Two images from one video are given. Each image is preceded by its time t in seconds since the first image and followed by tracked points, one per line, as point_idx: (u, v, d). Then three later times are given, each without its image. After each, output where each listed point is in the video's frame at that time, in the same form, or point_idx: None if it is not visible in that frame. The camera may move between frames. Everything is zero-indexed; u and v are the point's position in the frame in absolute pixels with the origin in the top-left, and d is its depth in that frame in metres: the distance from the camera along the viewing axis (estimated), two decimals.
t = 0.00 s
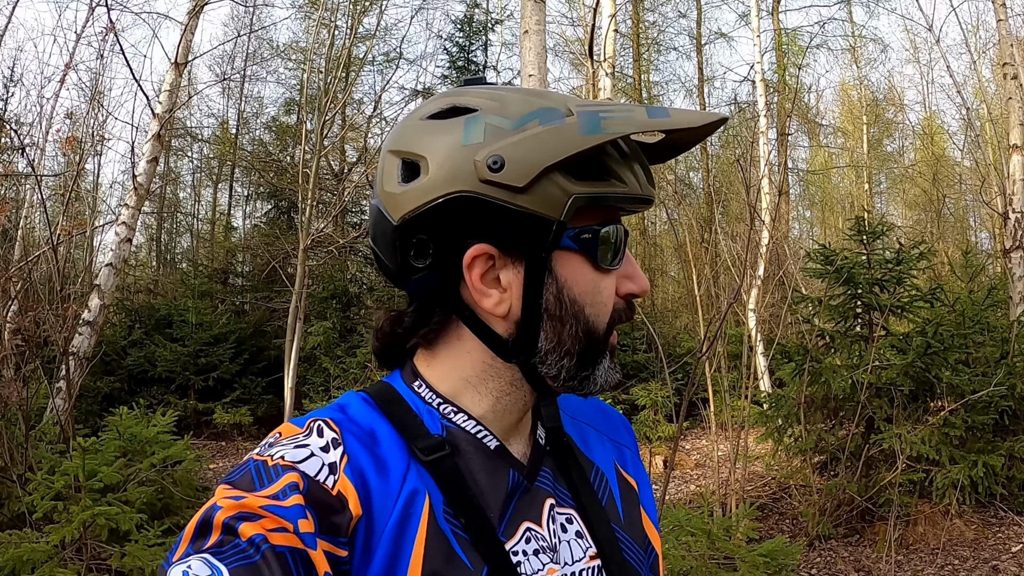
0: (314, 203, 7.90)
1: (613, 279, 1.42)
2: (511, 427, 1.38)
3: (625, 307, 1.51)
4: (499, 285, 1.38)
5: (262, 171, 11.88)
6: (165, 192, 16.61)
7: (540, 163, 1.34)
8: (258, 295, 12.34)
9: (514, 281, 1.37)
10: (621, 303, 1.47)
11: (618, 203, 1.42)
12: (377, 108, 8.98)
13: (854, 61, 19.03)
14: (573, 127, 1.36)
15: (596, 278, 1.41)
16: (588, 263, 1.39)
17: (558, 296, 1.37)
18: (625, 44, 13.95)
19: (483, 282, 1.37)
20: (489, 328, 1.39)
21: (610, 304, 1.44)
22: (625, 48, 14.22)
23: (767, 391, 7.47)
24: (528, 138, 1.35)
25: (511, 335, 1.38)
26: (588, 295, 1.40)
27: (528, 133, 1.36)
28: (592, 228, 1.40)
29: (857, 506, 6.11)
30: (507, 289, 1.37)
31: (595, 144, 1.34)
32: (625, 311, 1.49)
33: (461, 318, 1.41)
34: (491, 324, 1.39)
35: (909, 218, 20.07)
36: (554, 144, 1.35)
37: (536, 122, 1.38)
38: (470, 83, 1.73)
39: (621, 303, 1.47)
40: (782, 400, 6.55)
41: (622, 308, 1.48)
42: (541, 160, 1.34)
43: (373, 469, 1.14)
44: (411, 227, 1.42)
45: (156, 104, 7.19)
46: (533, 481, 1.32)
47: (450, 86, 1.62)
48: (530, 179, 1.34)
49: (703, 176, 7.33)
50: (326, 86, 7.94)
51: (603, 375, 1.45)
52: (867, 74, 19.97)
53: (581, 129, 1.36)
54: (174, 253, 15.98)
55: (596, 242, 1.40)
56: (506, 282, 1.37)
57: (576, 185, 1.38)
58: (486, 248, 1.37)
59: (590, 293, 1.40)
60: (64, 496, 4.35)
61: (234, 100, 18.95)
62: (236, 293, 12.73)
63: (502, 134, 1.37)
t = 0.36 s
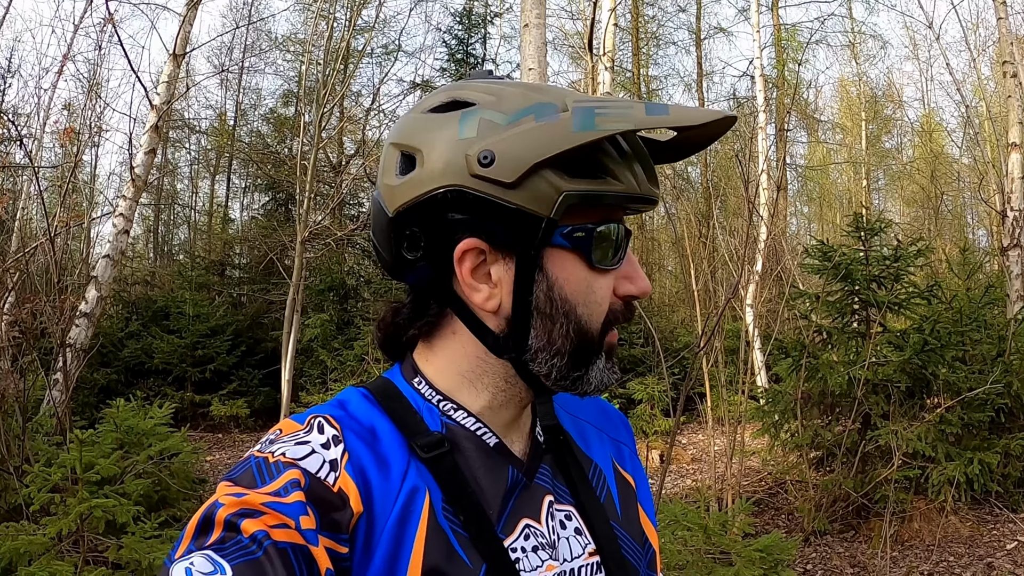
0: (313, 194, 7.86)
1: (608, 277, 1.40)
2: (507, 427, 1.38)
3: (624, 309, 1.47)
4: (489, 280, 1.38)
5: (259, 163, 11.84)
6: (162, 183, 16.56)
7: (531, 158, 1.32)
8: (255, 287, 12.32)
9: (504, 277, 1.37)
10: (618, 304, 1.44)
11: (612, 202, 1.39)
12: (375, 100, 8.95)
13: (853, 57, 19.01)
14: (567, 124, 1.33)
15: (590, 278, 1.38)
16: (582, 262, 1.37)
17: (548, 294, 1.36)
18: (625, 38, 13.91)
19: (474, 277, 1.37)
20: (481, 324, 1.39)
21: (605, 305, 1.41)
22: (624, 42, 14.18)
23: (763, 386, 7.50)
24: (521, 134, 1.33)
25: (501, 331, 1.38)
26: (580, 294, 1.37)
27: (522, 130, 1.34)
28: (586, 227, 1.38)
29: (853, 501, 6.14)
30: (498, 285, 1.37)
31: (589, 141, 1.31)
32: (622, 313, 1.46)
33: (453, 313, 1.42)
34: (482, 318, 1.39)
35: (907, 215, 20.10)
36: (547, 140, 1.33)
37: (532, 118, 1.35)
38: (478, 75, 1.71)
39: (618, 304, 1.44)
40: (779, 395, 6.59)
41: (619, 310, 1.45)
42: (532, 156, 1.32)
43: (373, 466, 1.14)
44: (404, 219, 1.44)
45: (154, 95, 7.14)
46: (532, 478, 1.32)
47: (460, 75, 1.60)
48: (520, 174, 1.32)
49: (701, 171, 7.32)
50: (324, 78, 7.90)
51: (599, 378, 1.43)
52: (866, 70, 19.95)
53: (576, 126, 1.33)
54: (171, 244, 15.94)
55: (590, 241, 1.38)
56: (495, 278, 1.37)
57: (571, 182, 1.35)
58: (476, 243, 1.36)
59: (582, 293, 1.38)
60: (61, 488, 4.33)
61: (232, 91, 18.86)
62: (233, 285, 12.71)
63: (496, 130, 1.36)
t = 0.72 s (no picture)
0: (307, 190, 7.83)
1: (586, 258, 1.34)
2: (490, 412, 1.35)
3: (614, 292, 1.38)
4: (463, 259, 1.40)
5: (253, 159, 11.79)
6: (156, 180, 16.48)
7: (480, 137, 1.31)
8: (250, 284, 12.29)
9: (475, 256, 1.39)
10: (604, 287, 1.36)
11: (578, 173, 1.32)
12: (369, 95, 8.91)
13: (847, 50, 19.01)
14: (520, 99, 1.30)
15: (561, 257, 1.33)
16: (552, 241, 1.33)
17: (516, 272, 1.34)
18: (619, 31, 13.89)
19: (448, 256, 1.41)
20: (459, 305, 1.40)
21: (582, 287, 1.34)
22: (618, 35, 14.16)
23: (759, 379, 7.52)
24: (482, 115, 1.33)
25: (478, 311, 1.39)
26: (550, 272, 1.33)
27: (481, 111, 1.34)
28: (552, 204, 1.33)
29: (849, 492, 6.17)
30: (470, 265, 1.40)
31: (537, 114, 1.27)
32: (607, 297, 1.36)
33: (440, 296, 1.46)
34: (459, 298, 1.41)
35: (902, 207, 20.16)
36: (500, 117, 1.31)
37: (494, 99, 1.35)
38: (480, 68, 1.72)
39: (604, 288, 1.36)
40: (774, 388, 6.62)
41: (604, 293, 1.36)
42: (484, 133, 1.31)
43: (375, 457, 1.13)
44: (389, 204, 1.53)
45: (147, 92, 7.10)
46: (533, 471, 1.32)
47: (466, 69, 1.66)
48: (476, 152, 1.33)
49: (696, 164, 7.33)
50: (317, 74, 7.87)
51: (579, 363, 1.35)
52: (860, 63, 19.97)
53: (528, 100, 1.29)
54: (166, 241, 15.89)
55: (557, 219, 1.33)
56: (468, 257, 1.40)
57: (527, 156, 1.31)
58: (448, 222, 1.40)
59: (553, 272, 1.33)
60: (58, 487, 4.32)
61: (225, 87, 18.77)
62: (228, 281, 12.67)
63: (462, 113, 1.38)
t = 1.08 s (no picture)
0: (302, 190, 7.81)
1: (580, 258, 1.34)
2: (487, 409, 1.36)
3: (610, 294, 1.38)
4: (457, 258, 1.41)
5: (248, 160, 11.77)
6: (151, 181, 16.43)
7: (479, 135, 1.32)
8: (246, 284, 12.26)
9: (471, 256, 1.39)
10: (599, 288, 1.36)
11: (574, 175, 1.33)
12: (364, 96, 8.91)
13: (842, 50, 19.07)
14: (520, 100, 1.30)
15: (558, 258, 1.33)
16: (547, 241, 1.33)
17: (511, 273, 1.34)
18: (614, 32, 13.91)
19: (444, 256, 1.41)
20: (454, 304, 1.40)
21: (578, 288, 1.34)
22: (613, 36, 14.18)
23: (755, 378, 7.55)
24: (480, 115, 1.34)
25: (473, 310, 1.39)
26: (545, 273, 1.33)
27: (481, 111, 1.35)
28: (548, 205, 1.33)
29: (845, 491, 6.19)
30: (465, 264, 1.40)
31: (536, 116, 1.27)
32: (603, 299, 1.36)
33: (436, 295, 1.46)
34: (454, 297, 1.41)
35: (897, 207, 20.23)
36: (500, 117, 1.31)
37: (493, 98, 1.35)
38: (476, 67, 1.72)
39: (599, 289, 1.36)
40: (770, 387, 6.64)
41: (600, 294, 1.36)
42: (483, 133, 1.32)
43: (370, 452, 1.14)
44: (385, 202, 1.53)
45: (142, 93, 7.08)
46: (529, 466, 1.32)
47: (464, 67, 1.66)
48: (474, 152, 1.33)
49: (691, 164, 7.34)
50: (313, 74, 7.86)
51: (575, 364, 1.35)
52: (855, 63, 20.04)
53: (528, 101, 1.29)
54: (161, 242, 15.84)
55: (554, 219, 1.33)
56: (463, 256, 1.40)
57: (525, 157, 1.32)
58: (444, 221, 1.40)
59: (548, 273, 1.33)
60: (53, 489, 4.30)
61: (220, 88, 18.73)
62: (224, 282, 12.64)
63: (461, 112, 1.38)
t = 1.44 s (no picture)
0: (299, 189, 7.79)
1: (585, 261, 1.34)
2: (490, 411, 1.36)
3: (614, 295, 1.39)
4: (462, 263, 1.41)
5: (245, 159, 11.75)
6: (148, 181, 16.40)
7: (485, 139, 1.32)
8: (243, 284, 12.24)
9: (477, 261, 1.39)
10: (603, 290, 1.36)
11: (579, 179, 1.33)
12: (361, 94, 8.89)
13: (839, 49, 19.09)
14: (527, 105, 1.30)
15: (565, 261, 1.33)
16: (553, 245, 1.33)
17: (520, 277, 1.34)
18: (612, 31, 13.91)
19: (449, 260, 1.41)
20: (458, 307, 1.41)
21: (583, 290, 1.34)
22: (611, 35, 14.18)
23: (753, 377, 7.56)
24: (485, 118, 1.34)
25: (478, 314, 1.39)
26: (552, 276, 1.33)
27: (485, 114, 1.35)
28: (554, 208, 1.34)
29: (842, 489, 6.21)
30: (470, 268, 1.40)
31: (544, 120, 1.28)
32: (608, 300, 1.37)
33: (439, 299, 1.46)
34: (459, 301, 1.41)
35: (894, 206, 20.26)
36: (507, 121, 1.31)
37: (498, 102, 1.35)
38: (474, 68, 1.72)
39: (604, 290, 1.36)
40: (767, 385, 6.65)
41: (604, 296, 1.37)
42: (489, 137, 1.32)
43: (371, 454, 1.14)
44: (386, 205, 1.53)
45: (139, 92, 7.06)
46: (530, 467, 1.33)
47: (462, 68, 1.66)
48: (479, 156, 1.33)
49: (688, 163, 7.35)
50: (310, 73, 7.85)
51: (581, 365, 1.36)
52: (852, 62, 20.05)
53: (535, 105, 1.30)
54: (159, 242, 15.82)
55: (560, 222, 1.34)
56: (469, 261, 1.40)
57: (532, 162, 1.32)
58: (449, 226, 1.39)
59: (556, 277, 1.33)
60: (51, 489, 4.30)
61: (218, 87, 18.70)
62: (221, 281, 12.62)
63: (464, 115, 1.38)
